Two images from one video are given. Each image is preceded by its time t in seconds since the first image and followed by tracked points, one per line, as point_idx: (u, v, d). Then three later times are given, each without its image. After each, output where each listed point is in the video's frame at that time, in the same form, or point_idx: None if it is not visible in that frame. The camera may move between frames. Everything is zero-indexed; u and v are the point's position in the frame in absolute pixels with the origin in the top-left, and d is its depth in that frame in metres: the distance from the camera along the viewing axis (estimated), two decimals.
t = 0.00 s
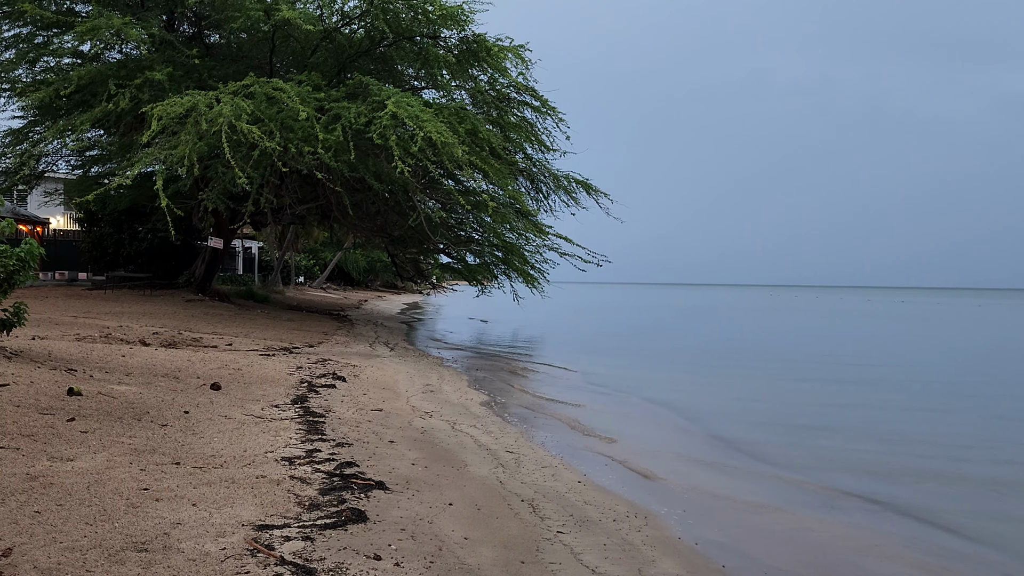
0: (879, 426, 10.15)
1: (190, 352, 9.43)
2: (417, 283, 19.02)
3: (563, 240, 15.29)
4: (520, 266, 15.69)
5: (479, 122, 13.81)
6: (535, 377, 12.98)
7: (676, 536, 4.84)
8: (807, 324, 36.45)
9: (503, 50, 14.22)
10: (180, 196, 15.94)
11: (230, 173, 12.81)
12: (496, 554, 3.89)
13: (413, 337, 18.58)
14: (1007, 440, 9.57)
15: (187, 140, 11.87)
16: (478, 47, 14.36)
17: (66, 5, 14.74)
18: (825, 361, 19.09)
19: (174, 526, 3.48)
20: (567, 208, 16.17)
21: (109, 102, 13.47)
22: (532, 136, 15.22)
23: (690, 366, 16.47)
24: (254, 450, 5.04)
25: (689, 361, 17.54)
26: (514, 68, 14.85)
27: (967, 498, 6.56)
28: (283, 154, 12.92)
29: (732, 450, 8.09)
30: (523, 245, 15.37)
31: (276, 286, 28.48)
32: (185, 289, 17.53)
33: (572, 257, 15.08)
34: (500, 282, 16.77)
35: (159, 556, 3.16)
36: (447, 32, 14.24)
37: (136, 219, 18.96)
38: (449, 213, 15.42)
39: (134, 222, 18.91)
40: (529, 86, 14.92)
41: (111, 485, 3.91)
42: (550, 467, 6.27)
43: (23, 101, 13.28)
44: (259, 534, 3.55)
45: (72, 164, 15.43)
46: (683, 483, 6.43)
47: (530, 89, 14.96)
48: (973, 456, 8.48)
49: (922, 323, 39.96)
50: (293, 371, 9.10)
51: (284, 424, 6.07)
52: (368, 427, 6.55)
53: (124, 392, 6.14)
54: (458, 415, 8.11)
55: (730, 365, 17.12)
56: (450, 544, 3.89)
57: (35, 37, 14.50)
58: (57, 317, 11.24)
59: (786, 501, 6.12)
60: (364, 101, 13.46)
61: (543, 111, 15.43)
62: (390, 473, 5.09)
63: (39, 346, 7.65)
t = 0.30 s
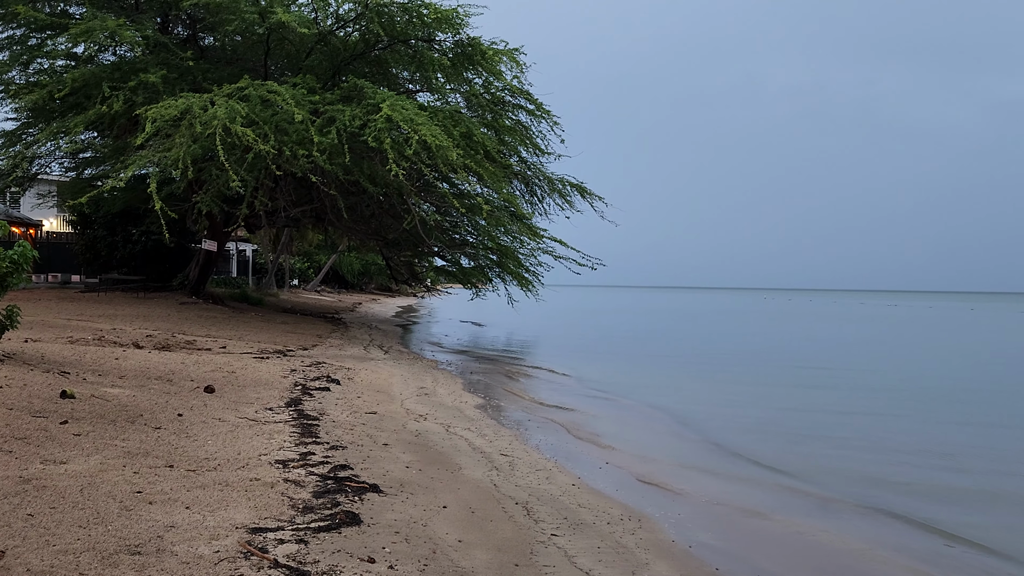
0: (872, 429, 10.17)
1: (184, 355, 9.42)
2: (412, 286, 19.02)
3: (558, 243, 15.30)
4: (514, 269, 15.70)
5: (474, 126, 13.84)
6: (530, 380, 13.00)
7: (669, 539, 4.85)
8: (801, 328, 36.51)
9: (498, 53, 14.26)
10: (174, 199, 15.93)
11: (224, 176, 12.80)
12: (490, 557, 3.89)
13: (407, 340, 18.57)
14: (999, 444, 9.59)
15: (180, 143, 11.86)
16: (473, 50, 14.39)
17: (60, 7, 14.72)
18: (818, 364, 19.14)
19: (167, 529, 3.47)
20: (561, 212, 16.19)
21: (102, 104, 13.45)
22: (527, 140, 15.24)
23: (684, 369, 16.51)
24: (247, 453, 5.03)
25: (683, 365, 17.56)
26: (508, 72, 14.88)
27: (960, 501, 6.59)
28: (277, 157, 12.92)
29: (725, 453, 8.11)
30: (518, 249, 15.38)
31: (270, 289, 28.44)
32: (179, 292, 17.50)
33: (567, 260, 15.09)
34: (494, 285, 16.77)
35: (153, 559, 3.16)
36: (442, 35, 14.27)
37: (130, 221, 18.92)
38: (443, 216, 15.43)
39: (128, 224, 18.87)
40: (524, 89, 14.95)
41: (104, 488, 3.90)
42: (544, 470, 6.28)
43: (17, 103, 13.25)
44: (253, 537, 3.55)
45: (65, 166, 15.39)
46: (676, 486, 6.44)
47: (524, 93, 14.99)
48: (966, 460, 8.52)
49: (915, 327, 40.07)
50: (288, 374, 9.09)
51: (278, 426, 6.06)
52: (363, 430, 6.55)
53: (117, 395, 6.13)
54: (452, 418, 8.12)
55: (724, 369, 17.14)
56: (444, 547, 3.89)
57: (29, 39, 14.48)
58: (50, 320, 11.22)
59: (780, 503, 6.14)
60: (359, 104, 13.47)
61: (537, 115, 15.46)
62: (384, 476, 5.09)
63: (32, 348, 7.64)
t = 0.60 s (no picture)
0: (865, 433, 10.20)
1: (176, 357, 9.39)
2: (405, 289, 19.00)
3: (552, 246, 15.33)
4: (508, 272, 15.71)
5: (468, 128, 13.84)
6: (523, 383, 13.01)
7: (662, 541, 4.86)
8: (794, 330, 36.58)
9: (492, 56, 14.27)
10: (167, 201, 15.90)
11: (217, 178, 12.78)
12: (483, 560, 3.89)
13: (400, 343, 18.55)
14: (991, 447, 9.63)
15: (173, 145, 11.83)
16: (467, 53, 14.40)
17: (52, 8, 14.67)
18: (810, 367, 19.23)
19: (159, 532, 3.47)
20: (555, 214, 16.21)
21: (95, 106, 13.41)
22: (520, 142, 15.26)
23: (677, 372, 16.54)
24: (240, 456, 5.02)
25: (675, 367, 17.59)
26: (502, 74, 14.89)
27: (952, 505, 6.63)
28: (270, 159, 12.91)
29: (718, 456, 8.13)
30: (511, 251, 15.39)
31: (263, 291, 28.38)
32: (171, 294, 17.45)
33: (560, 263, 15.13)
34: (487, 288, 16.77)
35: (145, 562, 3.15)
36: (435, 38, 14.28)
37: (122, 223, 18.86)
38: (437, 219, 15.43)
39: (121, 226, 18.82)
40: (518, 92, 14.96)
41: (96, 491, 3.89)
42: (537, 472, 6.28)
43: (9, 105, 13.21)
44: (245, 540, 3.54)
45: (57, 168, 15.34)
46: (669, 488, 6.45)
47: (518, 95, 15.00)
48: (959, 463, 8.58)
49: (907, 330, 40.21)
50: (281, 377, 9.07)
51: (271, 429, 6.05)
52: (356, 433, 6.54)
53: (109, 398, 6.11)
54: (445, 420, 8.12)
55: (717, 371, 17.18)
56: (437, 550, 3.89)
57: (21, 41, 14.43)
58: (42, 322, 11.17)
59: (775, 506, 6.17)
60: (352, 106, 13.47)
61: (531, 117, 15.47)
62: (377, 479, 5.09)
63: (23, 350, 7.61)
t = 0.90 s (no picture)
0: (857, 435, 10.23)
1: (167, 360, 9.35)
2: (397, 291, 18.97)
3: (544, 248, 15.34)
4: (500, 274, 15.71)
5: (460, 130, 13.84)
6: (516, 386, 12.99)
7: (654, 543, 4.86)
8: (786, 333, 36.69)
9: (484, 58, 14.27)
10: (157, 204, 15.84)
11: (208, 180, 12.74)
12: (475, 562, 3.88)
13: (392, 345, 18.52)
14: (982, 450, 9.67)
15: (164, 147, 11.78)
16: (459, 55, 14.40)
17: (42, 9, 14.61)
18: (801, 369, 19.28)
19: (149, 536, 3.44)
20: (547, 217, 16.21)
21: (85, 107, 13.36)
22: (512, 145, 15.27)
23: (669, 375, 16.56)
24: (231, 459, 5.00)
25: (667, 370, 17.61)
26: (494, 77, 14.89)
27: (945, 508, 6.64)
28: (262, 161, 12.88)
29: (710, 458, 8.14)
30: (503, 254, 15.39)
31: (255, 294, 28.30)
32: (162, 296, 17.38)
33: (552, 265, 15.14)
34: (479, 290, 16.77)
35: (135, 565, 3.13)
36: (427, 40, 14.28)
37: (113, 225, 18.79)
38: (429, 221, 15.43)
39: (111, 228, 18.75)
40: (510, 94, 14.96)
41: (85, 494, 3.86)
42: (529, 475, 6.27)
43: None
44: (236, 543, 3.52)
45: (47, 170, 15.26)
46: (660, 490, 6.47)
47: (510, 98, 15.00)
48: (951, 465, 8.60)
49: (898, 332, 40.38)
50: (272, 379, 9.04)
51: (262, 432, 6.03)
52: (347, 435, 6.52)
53: (99, 400, 6.07)
54: (437, 423, 8.10)
55: (709, 374, 17.20)
56: (428, 552, 3.88)
57: (10, 42, 14.35)
58: (31, 325, 11.11)
59: (768, 509, 6.17)
60: (344, 108, 13.45)
61: (523, 120, 15.48)
62: (368, 481, 5.07)
63: (13, 353, 7.56)
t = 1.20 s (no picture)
0: (849, 435, 10.26)
1: (158, 363, 9.31)
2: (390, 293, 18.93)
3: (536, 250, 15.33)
4: (493, 276, 15.69)
5: (453, 132, 13.82)
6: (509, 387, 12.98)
7: (647, 544, 4.85)
8: (779, 334, 36.76)
9: (476, 60, 14.25)
10: (148, 206, 15.79)
11: (200, 182, 12.69)
12: (467, 564, 3.87)
13: (385, 347, 18.49)
14: (973, 450, 9.70)
15: (156, 149, 11.72)
16: (451, 57, 14.38)
17: (33, 10, 14.54)
18: (793, 370, 19.36)
19: (138, 539, 3.42)
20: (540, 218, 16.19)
21: (76, 109, 13.30)
22: (505, 146, 15.25)
23: (662, 376, 16.58)
24: (221, 462, 4.97)
25: (660, 371, 17.62)
26: (487, 78, 14.86)
27: (936, 507, 6.67)
28: (253, 162, 12.84)
29: (702, 458, 8.16)
30: (496, 255, 15.38)
31: (247, 296, 28.22)
32: (153, 299, 17.32)
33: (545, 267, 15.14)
34: (473, 292, 16.75)
35: (124, 569, 3.11)
36: (420, 42, 14.25)
37: (104, 227, 18.72)
38: (421, 223, 15.42)
39: (102, 230, 18.68)
40: (502, 96, 14.94)
41: (74, 497, 3.84)
42: (522, 476, 6.26)
43: None
44: (226, 546, 3.50)
45: (38, 171, 15.18)
46: (653, 491, 6.48)
47: (502, 99, 14.99)
48: (945, 466, 8.62)
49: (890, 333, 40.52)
50: (264, 382, 9.01)
51: (254, 434, 6.00)
52: (339, 437, 6.49)
53: (88, 403, 6.03)
54: (430, 425, 8.07)
55: (703, 375, 17.20)
56: (420, 554, 3.87)
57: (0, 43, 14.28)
58: (22, 327, 11.05)
59: (760, 509, 6.19)
60: (336, 110, 13.42)
61: (516, 121, 15.47)
62: (360, 484, 5.05)
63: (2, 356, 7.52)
